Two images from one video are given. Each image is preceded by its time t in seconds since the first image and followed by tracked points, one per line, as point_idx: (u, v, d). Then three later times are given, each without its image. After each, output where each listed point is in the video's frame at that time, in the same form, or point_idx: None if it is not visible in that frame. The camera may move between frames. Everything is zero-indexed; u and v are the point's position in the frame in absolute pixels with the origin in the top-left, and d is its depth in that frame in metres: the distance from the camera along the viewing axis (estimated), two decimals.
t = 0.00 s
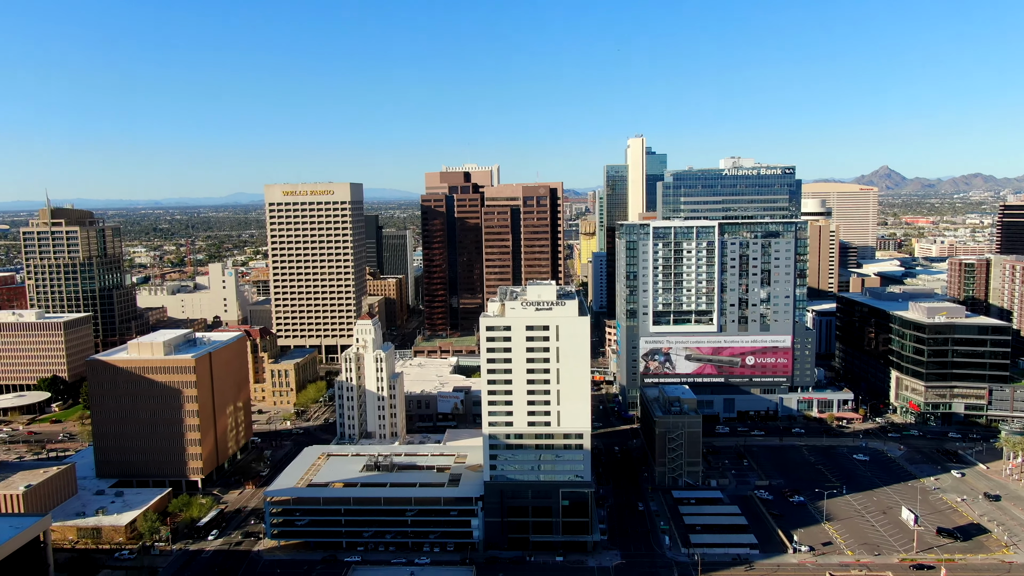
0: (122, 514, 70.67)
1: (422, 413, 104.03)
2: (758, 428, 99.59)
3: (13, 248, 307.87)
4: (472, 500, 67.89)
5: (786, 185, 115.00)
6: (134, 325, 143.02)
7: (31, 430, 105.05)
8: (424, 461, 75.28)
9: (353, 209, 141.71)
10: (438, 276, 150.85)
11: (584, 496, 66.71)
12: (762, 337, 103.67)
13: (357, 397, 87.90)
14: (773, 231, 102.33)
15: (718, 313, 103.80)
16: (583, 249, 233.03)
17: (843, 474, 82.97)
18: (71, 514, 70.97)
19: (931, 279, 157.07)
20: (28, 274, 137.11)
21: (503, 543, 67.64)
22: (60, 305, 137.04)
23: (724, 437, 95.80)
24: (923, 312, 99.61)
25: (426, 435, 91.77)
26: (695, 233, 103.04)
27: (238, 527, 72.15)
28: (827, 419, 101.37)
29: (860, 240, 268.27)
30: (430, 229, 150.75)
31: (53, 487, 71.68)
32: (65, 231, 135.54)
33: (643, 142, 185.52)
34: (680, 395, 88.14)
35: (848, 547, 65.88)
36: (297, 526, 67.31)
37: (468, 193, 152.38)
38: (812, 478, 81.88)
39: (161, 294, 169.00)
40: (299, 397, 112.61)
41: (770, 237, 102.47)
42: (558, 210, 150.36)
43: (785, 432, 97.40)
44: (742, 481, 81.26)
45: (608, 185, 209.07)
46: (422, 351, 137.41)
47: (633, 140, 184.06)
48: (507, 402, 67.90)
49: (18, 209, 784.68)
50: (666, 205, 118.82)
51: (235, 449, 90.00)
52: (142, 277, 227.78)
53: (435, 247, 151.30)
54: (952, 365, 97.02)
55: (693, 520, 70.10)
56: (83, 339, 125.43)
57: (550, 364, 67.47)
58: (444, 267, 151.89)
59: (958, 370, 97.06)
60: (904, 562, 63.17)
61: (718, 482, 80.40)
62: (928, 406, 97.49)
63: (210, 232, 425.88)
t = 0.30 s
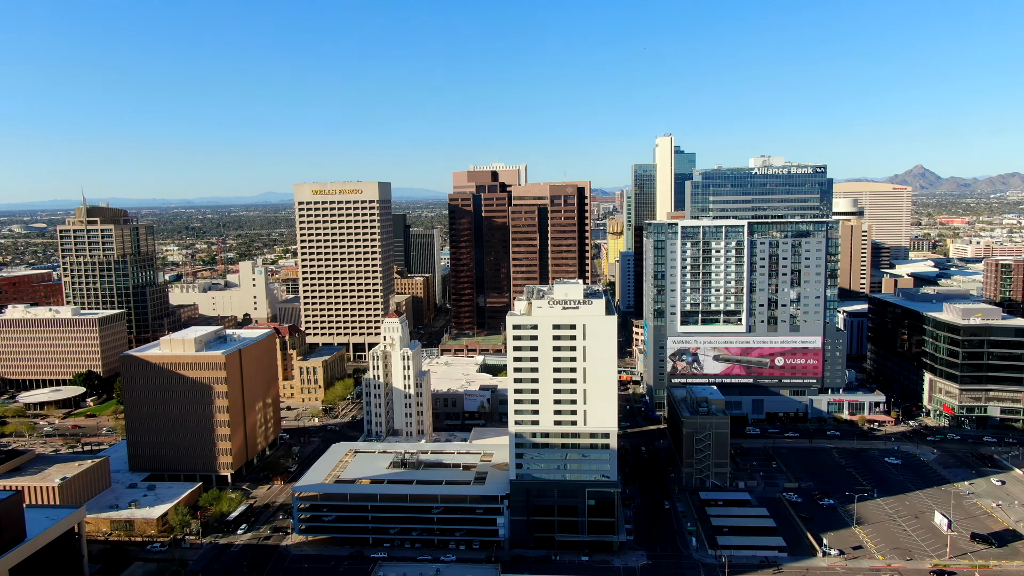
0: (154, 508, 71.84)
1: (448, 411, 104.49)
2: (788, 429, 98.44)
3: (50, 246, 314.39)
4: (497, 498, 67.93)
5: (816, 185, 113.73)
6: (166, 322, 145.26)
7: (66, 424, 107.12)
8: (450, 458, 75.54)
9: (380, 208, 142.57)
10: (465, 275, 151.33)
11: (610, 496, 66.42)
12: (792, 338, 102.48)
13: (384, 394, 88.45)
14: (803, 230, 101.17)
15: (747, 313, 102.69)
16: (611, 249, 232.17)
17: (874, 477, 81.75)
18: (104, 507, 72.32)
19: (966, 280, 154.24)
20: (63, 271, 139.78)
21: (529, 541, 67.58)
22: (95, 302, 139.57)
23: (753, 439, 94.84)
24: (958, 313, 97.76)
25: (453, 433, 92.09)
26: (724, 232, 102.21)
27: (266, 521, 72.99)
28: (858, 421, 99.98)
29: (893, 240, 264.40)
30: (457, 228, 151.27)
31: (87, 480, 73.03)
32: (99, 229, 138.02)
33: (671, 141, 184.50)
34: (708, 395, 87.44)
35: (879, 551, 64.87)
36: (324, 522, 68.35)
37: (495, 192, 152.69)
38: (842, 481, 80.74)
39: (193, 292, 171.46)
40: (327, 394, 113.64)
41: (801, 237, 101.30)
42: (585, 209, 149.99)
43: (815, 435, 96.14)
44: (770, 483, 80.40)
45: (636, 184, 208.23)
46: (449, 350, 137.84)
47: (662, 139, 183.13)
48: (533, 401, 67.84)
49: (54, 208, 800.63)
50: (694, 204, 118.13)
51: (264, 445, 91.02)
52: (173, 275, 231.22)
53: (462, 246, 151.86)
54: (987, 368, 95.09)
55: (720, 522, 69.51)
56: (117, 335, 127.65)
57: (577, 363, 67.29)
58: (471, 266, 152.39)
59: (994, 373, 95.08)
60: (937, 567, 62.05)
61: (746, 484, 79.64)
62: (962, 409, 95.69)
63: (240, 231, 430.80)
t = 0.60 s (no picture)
0: (184, 501, 72.92)
1: (475, 410, 104.75)
2: (818, 432, 97.20)
3: (86, 244, 320.62)
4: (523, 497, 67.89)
5: (848, 184, 112.27)
6: (197, 319, 147.28)
7: (100, 418, 109.20)
8: (476, 457, 75.69)
9: (408, 207, 143.20)
10: (492, 273, 151.62)
11: (636, 496, 66.05)
12: (822, 339, 101.08)
13: (410, 392, 88.83)
14: (834, 230, 99.78)
15: (776, 314, 101.91)
16: (638, 248, 231.00)
17: (906, 480, 80.44)
18: (137, 500, 73.53)
19: (1002, 281, 151.08)
20: (98, 269, 142.35)
21: (554, 540, 67.47)
22: (128, 299, 141.95)
23: (781, 441, 93.78)
24: (994, 315, 95.76)
25: (479, 431, 92.20)
26: (754, 232, 101.14)
27: (294, 516, 73.72)
28: (889, 424, 98.56)
29: (927, 240, 259.83)
30: (484, 227, 151.49)
31: (120, 474, 74.31)
32: (133, 228, 140.44)
33: (700, 139, 183.16)
34: (735, 396, 86.61)
35: (911, 556, 63.80)
36: (351, 518, 68.79)
37: (522, 191, 152.71)
38: (873, 484, 79.56)
39: (223, 290, 173.65)
40: (354, 391, 114.44)
41: (832, 237, 100.03)
42: (613, 208, 149.46)
43: (846, 437, 94.76)
44: (799, 485, 79.46)
45: (664, 183, 207.09)
46: (476, 348, 138.08)
47: (690, 138, 181.90)
48: (560, 400, 67.73)
49: (88, 207, 814.86)
50: (723, 203, 117.24)
51: (292, 442, 91.92)
52: (205, 273, 234.38)
53: (489, 245, 152.05)
54: None
55: (747, 524, 68.86)
56: (150, 332, 129.70)
57: (603, 362, 67.04)
58: (498, 265, 152.57)
59: None
60: (971, 573, 60.85)
61: (774, 486, 78.78)
62: (998, 413, 93.80)
63: (270, 230, 435.59)
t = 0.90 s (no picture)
0: (214, 496, 73.97)
1: (501, 408, 104.98)
2: (848, 434, 95.88)
3: (119, 242, 326.45)
4: (549, 496, 67.83)
5: (881, 183, 110.15)
6: (227, 316, 149.20)
7: (133, 413, 111.09)
8: (502, 455, 75.76)
9: (435, 206, 143.72)
10: (518, 272, 151.65)
11: (663, 496, 65.60)
12: (853, 340, 99.62)
13: (437, 390, 89.24)
14: (867, 229, 98.17)
15: (806, 314, 100.58)
16: (666, 247, 229.48)
17: (938, 484, 79.02)
18: (168, 494, 74.70)
19: None
20: (132, 267, 144.84)
21: (580, 540, 67.30)
22: (161, 296, 144.26)
23: (811, 443, 92.67)
24: None
25: (505, 430, 92.33)
26: (784, 231, 100.13)
27: (322, 512, 74.35)
28: (922, 426, 96.92)
29: (962, 240, 254.92)
30: (511, 226, 151.57)
31: (152, 468, 75.52)
32: (166, 226, 142.64)
33: (729, 138, 181.39)
34: (764, 397, 85.69)
35: (943, 561, 62.66)
36: (377, 514, 69.28)
37: (550, 190, 152.64)
38: (905, 488, 78.25)
39: (253, 288, 175.73)
40: (382, 389, 115.24)
41: (864, 236, 98.32)
42: (640, 207, 148.63)
43: (877, 440, 93.36)
44: (829, 488, 78.42)
45: (692, 182, 205.55)
46: (502, 347, 138.16)
47: (719, 136, 180.28)
48: (586, 399, 67.56)
49: (122, 206, 829.67)
50: (752, 202, 116.06)
51: (320, 438, 92.76)
52: (235, 271, 237.34)
53: (516, 244, 152.07)
54: None
55: (776, 527, 68.13)
56: (181, 329, 131.64)
57: (630, 361, 66.68)
58: (525, 264, 152.59)
59: None
60: None
61: (803, 488, 77.85)
62: None
63: (300, 229, 439.42)
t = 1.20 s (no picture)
0: (243, 490, 74.87)
1: (527, 408, 105.10)
2: (879, 437, 94.42)
3: (152, 240, 331.44)
4: (575, 495, 67.66)
5: (914, 181, 108.73)
6: (257, 314, 150.89)
7: (164, 408, 112.81)
8: (528, 454, 75.74)
9: (462, 205, 144.00)
10: (545, 272, 151.50)
11: (689, 497, 65.15)
12: (885, 341, 98.14)
13: (463, 388, 89.42)
14: (900, 228, 96.62)
15: (837, 315, 99.29)
16: (694, 247, 227.71)
17: (973, 489, 77.52)
18: (198, 488, 75.74)
19: None
20: (164, 264, 147.06)
21: (606, 540, 67.02)
22: (192, 293, 146.26)
23: (841, 445, 91.44)
24: None
25: (531, 429, 92.31)
26: (814, 230, 98.74)
27: (349, 508, 74.92)
28: (956, 430, 94.87)
29: (998, 240, 249.56)
30: (538, 225, 151.44)
31: (183, 462, 76.62)
32: (197, 225, 144.59)
33: (758, 137, 179.50)
34: (793, 398, 84.62)
35: (977, 567, 61.48)
36: (404, 511, 69.68)
37: (577, 189, 152.40)
38: (938, 492, 76.87)
39: (282, 286, 177.51)
40: (408, 387, 115.86)
41: (897, 236, 96.88)
42: (668, 207, 147.59)
43: (909, 443, 91.84)
44: (860, 491, 77.28)
45: (721, 181, 203.83)
46: (528, 346, 138.05)
47: (749, 135, 178.13)
48: (613, 399, 67.30)
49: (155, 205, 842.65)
50: (782, 201, 114.80)
51: (347, 435, 93.46)
52: (265, 269, 239.74)
53: (543, 243, 151.88)
54: None
55: (805, 529, 67.32)
56: (212, 326, 133.35)
57: (657, 360, 66.30)
58: (551, 264, 152.44)
59: None
60: None
61: (833, 491, 76.81)
62: None
63: (328, 228, 442.74)
